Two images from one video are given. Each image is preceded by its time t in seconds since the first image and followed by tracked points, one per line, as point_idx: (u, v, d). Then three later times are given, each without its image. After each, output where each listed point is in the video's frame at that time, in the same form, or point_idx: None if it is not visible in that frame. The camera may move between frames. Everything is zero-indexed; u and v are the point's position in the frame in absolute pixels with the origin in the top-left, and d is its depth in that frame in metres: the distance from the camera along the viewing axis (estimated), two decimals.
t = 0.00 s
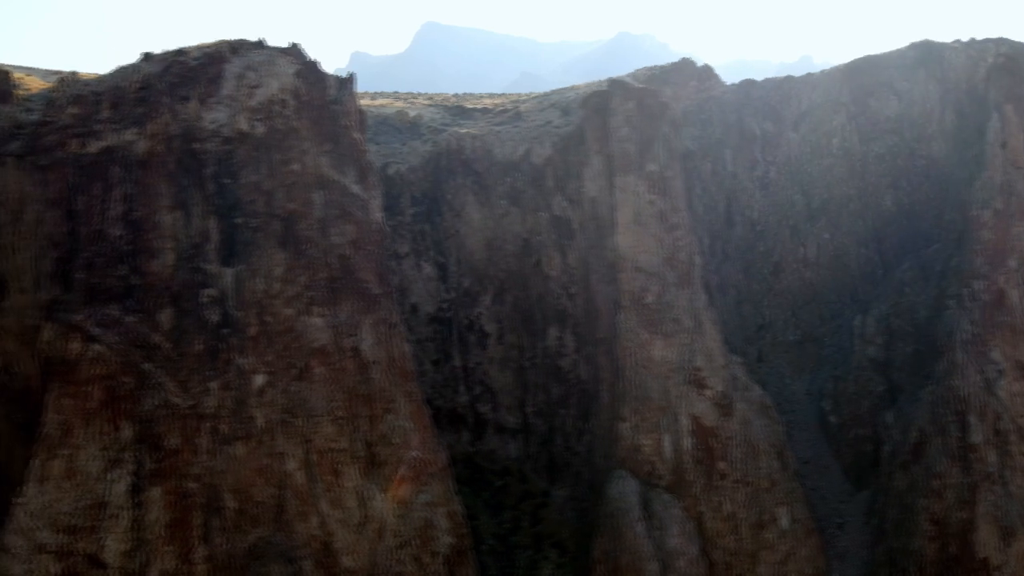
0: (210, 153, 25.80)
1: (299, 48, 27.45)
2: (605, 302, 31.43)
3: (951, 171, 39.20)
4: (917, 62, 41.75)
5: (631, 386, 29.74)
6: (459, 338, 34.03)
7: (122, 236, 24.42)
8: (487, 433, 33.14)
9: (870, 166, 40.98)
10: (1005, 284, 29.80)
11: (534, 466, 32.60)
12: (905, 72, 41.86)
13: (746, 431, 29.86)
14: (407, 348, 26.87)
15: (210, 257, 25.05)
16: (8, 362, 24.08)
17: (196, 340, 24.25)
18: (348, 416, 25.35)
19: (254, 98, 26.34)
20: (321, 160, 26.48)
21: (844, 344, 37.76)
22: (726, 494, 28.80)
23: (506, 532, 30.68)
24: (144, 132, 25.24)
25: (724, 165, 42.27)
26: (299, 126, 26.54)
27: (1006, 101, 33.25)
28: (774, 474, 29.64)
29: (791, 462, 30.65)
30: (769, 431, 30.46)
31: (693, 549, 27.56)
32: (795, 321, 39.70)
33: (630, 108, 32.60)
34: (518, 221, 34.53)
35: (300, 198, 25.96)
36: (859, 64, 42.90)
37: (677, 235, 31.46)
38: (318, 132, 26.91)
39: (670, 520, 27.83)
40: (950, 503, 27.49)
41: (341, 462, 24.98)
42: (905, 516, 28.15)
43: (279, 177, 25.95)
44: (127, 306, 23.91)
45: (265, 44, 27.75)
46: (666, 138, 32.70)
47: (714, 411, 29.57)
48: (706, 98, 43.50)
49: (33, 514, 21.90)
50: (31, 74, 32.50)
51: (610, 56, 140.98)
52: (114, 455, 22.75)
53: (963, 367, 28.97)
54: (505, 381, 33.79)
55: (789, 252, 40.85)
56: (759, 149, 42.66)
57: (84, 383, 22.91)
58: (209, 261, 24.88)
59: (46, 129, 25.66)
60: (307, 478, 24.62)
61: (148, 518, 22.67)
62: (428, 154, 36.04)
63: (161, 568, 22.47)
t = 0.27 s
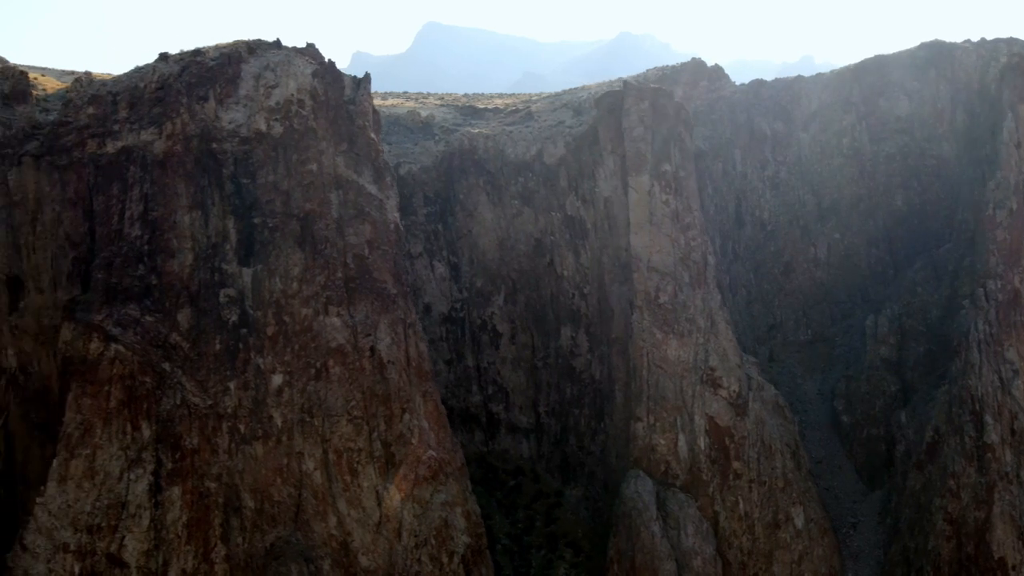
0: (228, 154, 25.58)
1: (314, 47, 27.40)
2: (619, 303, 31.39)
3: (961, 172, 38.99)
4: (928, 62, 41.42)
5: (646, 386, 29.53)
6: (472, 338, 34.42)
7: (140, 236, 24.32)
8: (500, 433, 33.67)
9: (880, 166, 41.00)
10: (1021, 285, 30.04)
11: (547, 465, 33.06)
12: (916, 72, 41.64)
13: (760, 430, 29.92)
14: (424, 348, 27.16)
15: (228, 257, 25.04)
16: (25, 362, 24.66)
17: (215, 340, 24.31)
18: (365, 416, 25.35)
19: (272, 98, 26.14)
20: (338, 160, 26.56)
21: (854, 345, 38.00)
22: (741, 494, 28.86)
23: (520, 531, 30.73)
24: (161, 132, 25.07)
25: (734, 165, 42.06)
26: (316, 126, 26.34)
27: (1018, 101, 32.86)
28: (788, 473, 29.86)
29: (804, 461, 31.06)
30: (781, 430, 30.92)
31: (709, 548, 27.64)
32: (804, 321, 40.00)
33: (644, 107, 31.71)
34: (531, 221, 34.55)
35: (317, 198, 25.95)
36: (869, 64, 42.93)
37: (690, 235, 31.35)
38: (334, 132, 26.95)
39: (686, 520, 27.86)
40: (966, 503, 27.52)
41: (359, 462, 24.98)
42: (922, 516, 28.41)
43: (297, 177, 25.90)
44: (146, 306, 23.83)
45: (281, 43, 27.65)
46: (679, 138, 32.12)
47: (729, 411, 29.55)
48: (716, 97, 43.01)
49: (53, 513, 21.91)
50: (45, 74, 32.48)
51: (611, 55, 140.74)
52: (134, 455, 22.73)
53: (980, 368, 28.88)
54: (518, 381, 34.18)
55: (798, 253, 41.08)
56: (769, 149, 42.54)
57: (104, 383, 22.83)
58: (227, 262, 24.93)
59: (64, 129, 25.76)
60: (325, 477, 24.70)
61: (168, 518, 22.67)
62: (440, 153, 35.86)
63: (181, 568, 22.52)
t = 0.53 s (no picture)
0: (247, 153, 25.74)
1: (331, 47, 27.41)
2: (633, 303, 31.07)
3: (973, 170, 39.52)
4: (939, 62, 41.79)
5: (662, 386, 29.56)
6: (485, 338, 34.01)
7: (160, 236, 24.41)
8: (513, 433, 33.35)
9: (892, 166, 41.08)
10: None
11: (561, 465, 32.80)
12: (927, 72, 41.94)
13: (775, 430, 30.11)
14: (441, 347, 27.16)
15: (247, 256, 25.06)
16: (43, 362, 25.22)
17: (235, 340, 24.29)
18: (384, 416, 25.34)
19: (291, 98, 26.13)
20: (355, 160, 26.51)
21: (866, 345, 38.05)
22: (757, 493, 28.94)
23: (535, 531, 30.66)
24: (180, 132, 25.07)
25: (746, 164, 41.85)
26: (334, 125, 26.39)
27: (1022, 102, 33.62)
28: (803, 473, 29.93)
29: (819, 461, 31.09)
30: (796, 430, 30.81)
31: (726, 548, 27.63)
32: (816, 320, 40.02)
33: (659, 107, 32.06)
34: (544, 220, 34.54)
35: (335, 198, 25.98)
36: (879, 66, 43.11)
37: (705, 234, 31.54)
38: (351, 132, 26.92)
39: (703, 519, 27.84)
40: (984, 502, 27.57)
41: (378, 461, 24.95)
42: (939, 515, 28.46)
43: (315, 177, 25.90)
44: (165, 306, 23.90)
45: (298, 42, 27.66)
46: (695, 138, 32.34)
47: (744, 411, 29.68)
48: (728, 96, 42.81)
49: (75, 513, 22.03)
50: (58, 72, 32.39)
51: (612, 55, 140.59)
52: (155, 455, 22.78)
53: (997, 366, 29.03)
54: (531, 380, 33.92)
55: (809, 252, 41.04)
56: (780, 150, 42.64)
57: (125, 382, 22.94)
58: (247, 261, 24.92)
59: (83, 129, 26.13)
60: (344, 477, 24.69)
61: (189, 518, 22.71)
62: (454, 153, 35.80)
63: (202, 567, 22.59)
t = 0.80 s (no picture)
0: (264, 154, 25.62)
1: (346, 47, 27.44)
2: (647, 302, 31.40)
3: (983, 171, 39.60)
4: (949, 62, 41.76)
5: (676, 386, 29.57)
6: (497, 338, 34.34)
7: (178, 236, 24.45)
8: (526, 433, 33.72)
9: (901, 166, 41.12)
10: None
11: (573, 464, 33.08)
12: (937, 71, 41.88)
13: (789, 430, 30.17)
14: (457, 347, 27.24)
15: (264, 256, 25.08)
16: (60, 362, 25.44)
17: (252, 340, 24.34)
18: (401, 416, 25.37)
19: (307, 98, 26.11)
20: (371, 160, 26.64)
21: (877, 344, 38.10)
22: (771, 493, 28.95)
23: (549, 531, 30.74)
24: (197, 132, 25.20)
25: (755, 165, 42.09)
26: (351, 125, 26.43)
27: None
28: (817, 472, 30.02)
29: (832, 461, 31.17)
30: (809, 429, 31.00)
31: (740, 548, 27.64)
32: (826, 320, 39.93)
33: (673, 108, 31.90)
34: (556, 220, 34.62)
35: (352, 198, 26.03)
36: (889, 66, 43.12)
37: (719, 234, 31.43)
38: (367, 132, 26.96)
39: (717, 519, 27.84)
40: (999, 503, 27.56)
41: (395, 461, 24.97)
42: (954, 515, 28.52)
43: (331, 177, 25.93)
44: (184, 306, 23.95)
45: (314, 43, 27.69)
46: (708, 139, 32.26)
47: (758, 410, 29.63)
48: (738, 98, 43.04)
49: (95, 512, 22.07)
50: (71, 72, 32.48)
51: (615, 55, 140.56)
52: (174, 455, 22.84)
53: (1013, 367, 28.90)
54: (544, 380, 34.18)
55: (819, 252, 41.08)
56: (789, 150, 42.65)
57: (144, 382, 22.97)
58: (264, 261, 24.95)
59: (99, 129, 26.08)
60: (361, 477, 24.73)
61: (208, 517, 22.76)
62: (465, 153, 35.88)
63: (221, 566, 22.63)
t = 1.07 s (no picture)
0: (281, 153, 25.70)
1: (363, 47, 27.47)
2: (661, 302, 31.61)
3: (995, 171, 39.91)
4: (959, 62, 41.83)
5: (691, 386, 29.66)
6: (510, 338, 34.15)
7: (196, 236, 24.58)
8: (538, 433, 33.67)
9: (912, 166, 41.23)
10: None
11: (586, 464, 33.07)
12: (947, 72, 41.93)
13: (804, 429, 30.13)
14: (474, 347, 27.32)
15: (282, 256, 25.17)
16: (77, 362, 25.54)
17: (271, 340, 24.41)
18: (418, 415, 25.24)
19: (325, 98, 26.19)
20: (388, 160, 26.61)
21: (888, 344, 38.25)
22: (787, 493, 28.96)
23: (563, 531, 30.69)
24: (217, 132, 25.38)
25: (765, 166, 41.81)
26: (367, 125, 26.45)
27: None
28: (831, 472, 30.06)
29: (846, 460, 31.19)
30: (824, 430, 30.99)
31: (756, 547, 27.63)
32: (837, 321, 39.99)
33: (688, 108, 31.82)
34: (569, 220, 34.66)
35: (369, 197, 26.03)
36: (898, 66, 43.03)
37: (733, 234, 31.40)
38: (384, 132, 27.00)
39: (734, 519, 27.84)
40: (1015, 502, 27.63)
41: (413, 461, 24.85)
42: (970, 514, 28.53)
43: (349, 177, 25.96)
44: (203, 306, 24.04)
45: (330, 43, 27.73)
46: (722, 139, 32.14)
47: (774, 410, 29.66)
48: (748, 97, 42.62)
49: (115, 512, 22.12)
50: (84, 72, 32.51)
51: (616, 55, 140.66)
52: (194, 454, 22.86)
53: None
54: (556, 380, 34.09)
55: (829, 253, 41.07)
56: (800, 150, 42.39)
57: (164, 382, 23.06)
58: (282, 261, 25.02)
59: (117, 129, 26.21)
60: (379, 476, 24.61)
61: (228, 517, 22.79)
62: (478, 153, 35.85)
63: (241, 566, 22.66)
